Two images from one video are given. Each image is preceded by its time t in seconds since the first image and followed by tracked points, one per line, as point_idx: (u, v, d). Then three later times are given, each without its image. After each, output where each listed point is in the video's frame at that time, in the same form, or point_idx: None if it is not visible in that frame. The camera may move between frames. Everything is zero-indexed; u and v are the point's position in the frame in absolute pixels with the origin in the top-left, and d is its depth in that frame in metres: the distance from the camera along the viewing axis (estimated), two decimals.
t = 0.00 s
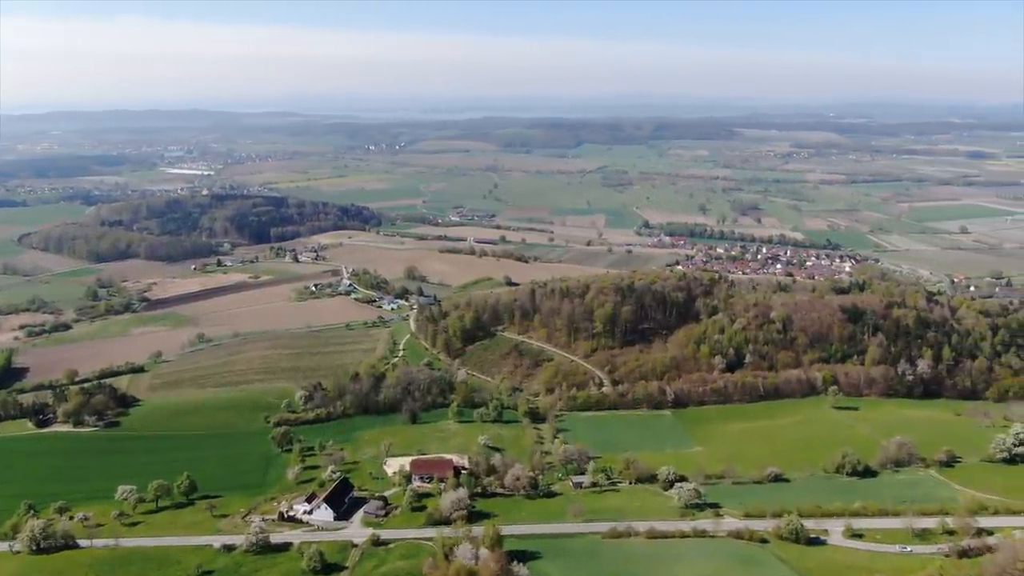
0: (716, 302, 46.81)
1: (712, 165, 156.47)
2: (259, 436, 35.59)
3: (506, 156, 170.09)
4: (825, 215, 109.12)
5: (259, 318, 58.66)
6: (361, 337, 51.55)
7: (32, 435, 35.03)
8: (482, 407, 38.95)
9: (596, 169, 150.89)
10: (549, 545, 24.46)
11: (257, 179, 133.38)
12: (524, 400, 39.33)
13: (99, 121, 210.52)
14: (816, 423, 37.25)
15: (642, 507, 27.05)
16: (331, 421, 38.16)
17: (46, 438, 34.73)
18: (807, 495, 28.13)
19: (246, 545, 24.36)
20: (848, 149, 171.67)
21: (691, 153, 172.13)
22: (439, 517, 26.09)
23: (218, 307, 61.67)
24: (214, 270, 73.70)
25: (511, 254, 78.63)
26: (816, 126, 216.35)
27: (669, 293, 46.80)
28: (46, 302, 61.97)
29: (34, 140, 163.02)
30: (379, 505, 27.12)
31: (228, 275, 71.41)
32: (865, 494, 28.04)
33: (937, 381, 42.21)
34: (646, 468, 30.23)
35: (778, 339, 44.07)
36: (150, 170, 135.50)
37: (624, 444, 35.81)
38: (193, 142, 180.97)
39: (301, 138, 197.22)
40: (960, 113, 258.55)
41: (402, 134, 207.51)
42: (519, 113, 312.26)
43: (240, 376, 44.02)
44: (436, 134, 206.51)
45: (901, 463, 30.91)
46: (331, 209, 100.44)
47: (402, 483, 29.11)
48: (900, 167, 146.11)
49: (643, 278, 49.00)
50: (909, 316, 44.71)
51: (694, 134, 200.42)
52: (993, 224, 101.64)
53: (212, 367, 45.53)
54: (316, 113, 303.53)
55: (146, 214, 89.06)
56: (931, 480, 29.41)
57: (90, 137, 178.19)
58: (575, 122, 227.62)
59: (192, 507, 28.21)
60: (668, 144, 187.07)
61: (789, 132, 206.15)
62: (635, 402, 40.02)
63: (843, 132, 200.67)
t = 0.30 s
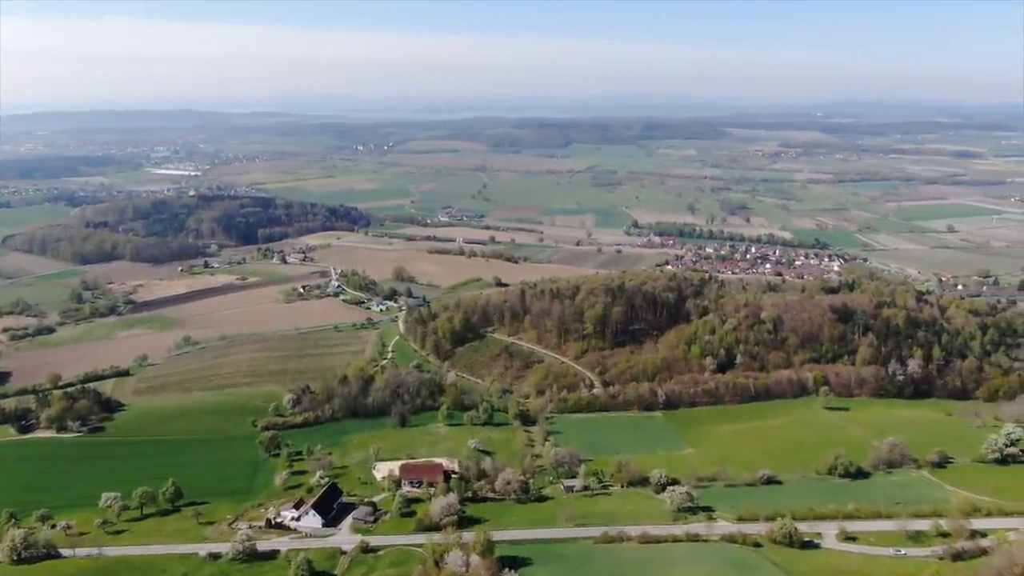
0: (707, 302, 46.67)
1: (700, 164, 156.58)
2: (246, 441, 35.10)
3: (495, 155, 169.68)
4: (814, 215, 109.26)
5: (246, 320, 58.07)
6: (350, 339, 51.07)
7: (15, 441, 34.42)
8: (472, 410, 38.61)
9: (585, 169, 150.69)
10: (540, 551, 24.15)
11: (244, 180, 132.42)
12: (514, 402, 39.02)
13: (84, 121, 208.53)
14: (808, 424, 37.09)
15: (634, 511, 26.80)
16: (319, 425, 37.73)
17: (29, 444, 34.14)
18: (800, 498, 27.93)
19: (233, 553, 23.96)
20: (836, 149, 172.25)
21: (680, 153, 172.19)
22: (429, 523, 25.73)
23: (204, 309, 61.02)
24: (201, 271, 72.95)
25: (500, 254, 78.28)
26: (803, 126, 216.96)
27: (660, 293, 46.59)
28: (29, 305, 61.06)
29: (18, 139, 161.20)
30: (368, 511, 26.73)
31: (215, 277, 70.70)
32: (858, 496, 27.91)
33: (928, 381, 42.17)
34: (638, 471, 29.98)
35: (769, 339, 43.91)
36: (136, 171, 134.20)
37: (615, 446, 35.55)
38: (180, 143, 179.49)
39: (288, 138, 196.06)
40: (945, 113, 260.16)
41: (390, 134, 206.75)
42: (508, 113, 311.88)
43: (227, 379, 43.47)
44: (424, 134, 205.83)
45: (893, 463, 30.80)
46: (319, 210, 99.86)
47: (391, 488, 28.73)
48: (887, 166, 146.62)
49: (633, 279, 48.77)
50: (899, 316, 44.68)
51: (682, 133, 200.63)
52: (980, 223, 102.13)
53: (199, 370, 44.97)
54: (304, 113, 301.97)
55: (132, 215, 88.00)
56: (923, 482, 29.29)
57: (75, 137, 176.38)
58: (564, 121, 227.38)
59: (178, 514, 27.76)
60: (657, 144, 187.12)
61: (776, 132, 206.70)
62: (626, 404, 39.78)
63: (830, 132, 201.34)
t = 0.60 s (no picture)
0: (698, 303, 46.55)
1: (690, 164, 156.76)
2: (235, 446, 34.70)
3: (485, 155, 169.33)
4: (803, 215, 109.38)
5: (235, 322, 57.55)
6: (340, 341, 50.65)
7: None
8: (463, 413, 38.32)
9: (575, 169, 150.52)
10: (533, 556, 23.89)
11: (233, 180, 131.63)
12: (506, 405, 38.78)
13: (71, 123, 206.87)
14: (801, 425, 36.98)
15: (628, 515, 26.57)
16: (309, 429, 37.36)
17: (12, 450, 33.61)
18: (794, 500, 27.78)
19: (220, 561, 23.56)
20: (825, 148, 172.79)
21: (670, 153, 172.32)
22: (420, 529, 25.42)
23: (193, 312, 60.46)
24: (189, 273, 72.31)
25: (491, 254, 77.98)
26: (792, 126, 217.57)
27: (651, 294, 46.40)
28: (15, 308, 60.37)
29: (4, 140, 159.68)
30: (358, 517, 26.39)
31: (204, 278, 70.08)
32: (852, 498, 27.79)
33: (919, 381, 42.17)
34: (631, 474, 29.75)
35: (760, 340, 43.77)
36: (124, 172, 133.15)
37: (608, 448, 35.34)
38: (168, 144, 178.26)
39: (278, 138, 195.05)
40: (933, 112, 261.54)
41: (380, 134, 206.10)
42: (497, 113, 311.75)
43: (215, 383, 42.99)
44: (414, 134, 205.30)
45: (887, 464, 30.69)
46: (308, 211, 99.41)
47: (382, 492, 28.43)
48: (876, 166, 147.10)
49: (624, 280, 48.56)
50: (891, 315, 44.63)
51: (672, 133, 200.81)
52: (968, 222, 102.61)
53: (187, 373, 44.48)
54: (293, 113, 300.69)
55: (119, 217, 87.10)
56: (916, 483, 29.20)
57: (62, 138, 174.88)
58: (554, 121, 227.20)
59: (165, 521, 27.36)
60: (647, 143, 187.24)
61: (766, 131, 207.13)
62: (618, 405, 39.58)
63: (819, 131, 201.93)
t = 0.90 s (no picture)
0: (689, 303, 46.41)
1: (679, 164, 156.87)
2: (222, 451, 34.21)
3: (474, 155, 168.84)
4: (792, 214, 109.48)
5: (222, 324, 56.97)
6: (328, 343, 50.20)
7: None
8: (453, 415, 37.97)
9: (564, 169, 150.22)
10: (525, 562, 23.59)
11: (221, 181, 130.65)
12: (496, 407, 38.46)
13: (57, 123, 205.00)
14: (793, 426, 36.85)
15: (620, 519, 26.33)
16: (297, 432, 36.92)
17: None
18: (787, 503, 27.60)
19: (207, 570, 23.14)
20: (813, 148, 173.26)
21: (659, 152, 172.32)
22: (410, 535, 25.08)
23: (179, 314, 59.83)
24: (176, 275, 71.60)
25: (481, 255, 77.61)
26: (780, 125, 218.02)
27: (642, 295, 46.21)
28: None
29: None
30: (347, 523, 26.03)
31: (190, 280, 69.41)
32: (845, 500, 27.67)
33: (910, 381, 42.13)
34: (623, 477, 29.50)
35: (751, 341, 43.63)
36: (109, 172, 131.94)
37: (600, 450, 35.07)
38: (155, 144, 176.84)
39: (265, 139, 193.97)
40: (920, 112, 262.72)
41: (368, 134, 205.18)
42: (486, 113, 311.06)
43: (202, 386, 42.46)
44: (403, 134, 204.56)
45: (880, 466, 30.57)
46: (297, 212, 98.75)
47: (371, 498, 28.06)
48: (863, 165, 147.54)
49: (614, 280, 48.34)
50: (881, 315, 44.59)
51: (661, 133, 200.91)
52: (955, 221, 102.98)
53: (173, 377, 43.93)
54: (281, 113, 299.16)
55: (105, 218, 86.15)
56: (909, 485, 29.10)
57: (47, 138, 173.22)
58: (543, 120, 226.75)
59: (150, 528, 26.92)
60: (636, 143, 187.22)
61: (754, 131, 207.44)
62: (609, 407, 39.35)
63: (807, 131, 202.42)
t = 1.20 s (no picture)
0: (681, 303, 46.26)
1: (669, 163, 157.01)
2: (209, 456, 33.79)
3: (464, 155, 168.42)
4: (781, 214, 109.58)
5: (211, 327, 56.42)
6: (318, 345, 49.79)
7: None
8: (445, 418, 37.65)
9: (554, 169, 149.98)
10: (517, 567, 23.34)
11: (209, 182, 129.74)
12: (487, 409, 38.16)
13: (43, 123, 203.26)
14: (786, 427, 36.71)
15: (614, 523, 26.11)
16: (286, 436, 36.51)
17: None
18: (780, 505, 27.43)
19: None
20: (802, 147, 173.66)
21: (649, 152, 172.33)
22: (401, 540, 24.78)
23: (167, 316, 59.22)
24: (164, 277, 70.93)
25: (471, 256, 77.26)
26: (769, 125, 218.58)
27: (633, 295, 46.04)
28: None
29: None
30: (337, 529, 25.73)
31: (178, 282, 68.76)
32: (838, 502, 27.54)
33: (902, 381, 42.10)
34: (616, 480, 29.25)
35: (743, 341, 43.50)
36: (97, 173, 130.85)
37: (592, 452, 34.81)
38: (143, 144, 175.65)
39: (254, 139, 192.92)
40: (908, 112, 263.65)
41: (358, 134, 204.42)
42: (476, 113, 310.82)
43: (190, 389, 41.98)
44: (393, 134, 203.93)
45: (873, 467, 30.49)
46: (286, 213, 98.12)
47: (361, 502, 27.73)
48: (853, 165, 147.89)
49: (605, 281, 48.15)
50: (872, 315, 44.54)
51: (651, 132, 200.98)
52: (943, 220, 103.32)
53: (161, 380, 43.42)
54: (270, 113, 297.71)
55: (92, 219, 85.29)
56: (902, 486, 29.04)
57: (33, 138, 171.71)
58: (533, 120, 226.45)
59: (136, 535, 26.53)
60: (627, 143, 187.24)
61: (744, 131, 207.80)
62: (602, 408, 39.12)
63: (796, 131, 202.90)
